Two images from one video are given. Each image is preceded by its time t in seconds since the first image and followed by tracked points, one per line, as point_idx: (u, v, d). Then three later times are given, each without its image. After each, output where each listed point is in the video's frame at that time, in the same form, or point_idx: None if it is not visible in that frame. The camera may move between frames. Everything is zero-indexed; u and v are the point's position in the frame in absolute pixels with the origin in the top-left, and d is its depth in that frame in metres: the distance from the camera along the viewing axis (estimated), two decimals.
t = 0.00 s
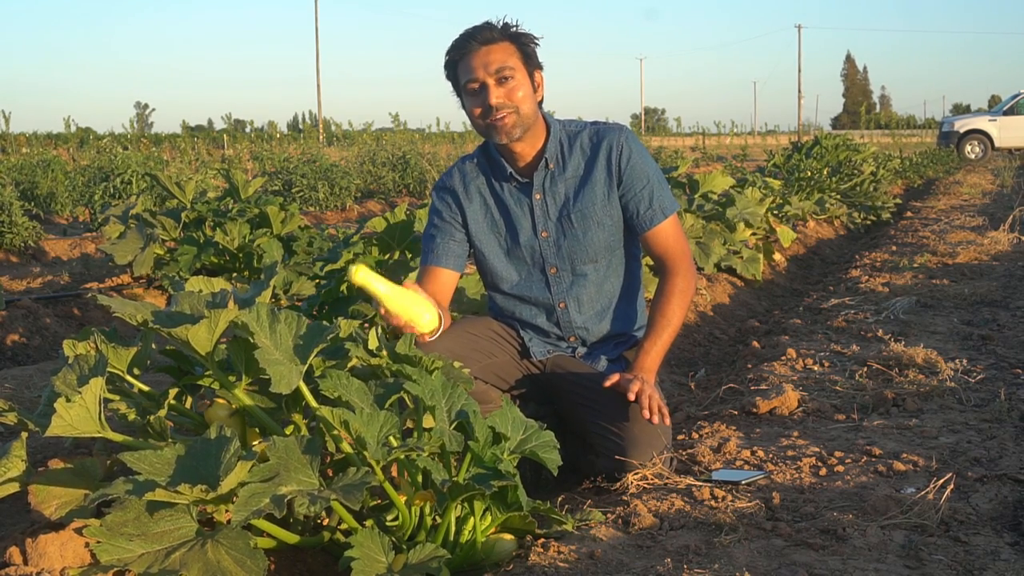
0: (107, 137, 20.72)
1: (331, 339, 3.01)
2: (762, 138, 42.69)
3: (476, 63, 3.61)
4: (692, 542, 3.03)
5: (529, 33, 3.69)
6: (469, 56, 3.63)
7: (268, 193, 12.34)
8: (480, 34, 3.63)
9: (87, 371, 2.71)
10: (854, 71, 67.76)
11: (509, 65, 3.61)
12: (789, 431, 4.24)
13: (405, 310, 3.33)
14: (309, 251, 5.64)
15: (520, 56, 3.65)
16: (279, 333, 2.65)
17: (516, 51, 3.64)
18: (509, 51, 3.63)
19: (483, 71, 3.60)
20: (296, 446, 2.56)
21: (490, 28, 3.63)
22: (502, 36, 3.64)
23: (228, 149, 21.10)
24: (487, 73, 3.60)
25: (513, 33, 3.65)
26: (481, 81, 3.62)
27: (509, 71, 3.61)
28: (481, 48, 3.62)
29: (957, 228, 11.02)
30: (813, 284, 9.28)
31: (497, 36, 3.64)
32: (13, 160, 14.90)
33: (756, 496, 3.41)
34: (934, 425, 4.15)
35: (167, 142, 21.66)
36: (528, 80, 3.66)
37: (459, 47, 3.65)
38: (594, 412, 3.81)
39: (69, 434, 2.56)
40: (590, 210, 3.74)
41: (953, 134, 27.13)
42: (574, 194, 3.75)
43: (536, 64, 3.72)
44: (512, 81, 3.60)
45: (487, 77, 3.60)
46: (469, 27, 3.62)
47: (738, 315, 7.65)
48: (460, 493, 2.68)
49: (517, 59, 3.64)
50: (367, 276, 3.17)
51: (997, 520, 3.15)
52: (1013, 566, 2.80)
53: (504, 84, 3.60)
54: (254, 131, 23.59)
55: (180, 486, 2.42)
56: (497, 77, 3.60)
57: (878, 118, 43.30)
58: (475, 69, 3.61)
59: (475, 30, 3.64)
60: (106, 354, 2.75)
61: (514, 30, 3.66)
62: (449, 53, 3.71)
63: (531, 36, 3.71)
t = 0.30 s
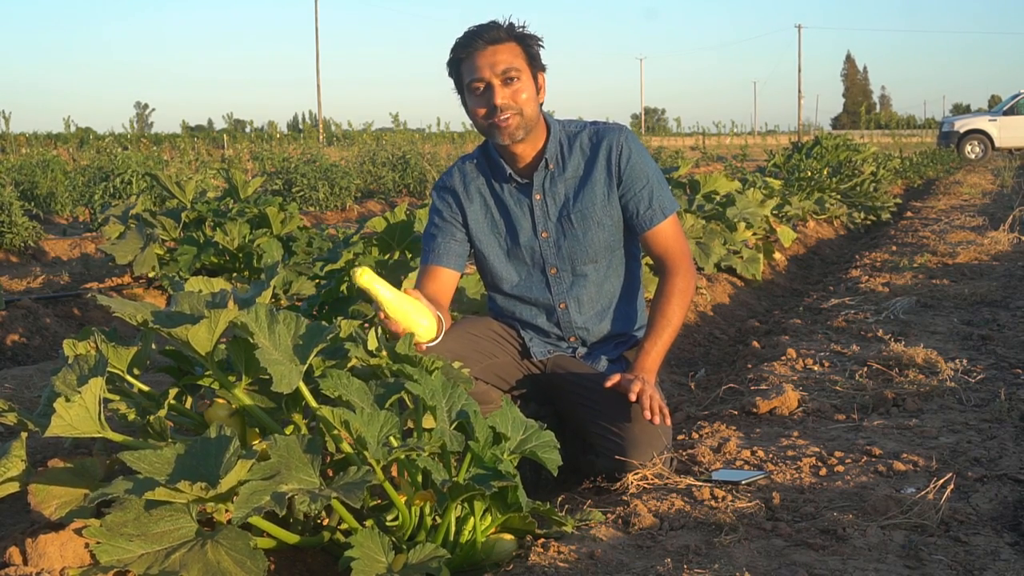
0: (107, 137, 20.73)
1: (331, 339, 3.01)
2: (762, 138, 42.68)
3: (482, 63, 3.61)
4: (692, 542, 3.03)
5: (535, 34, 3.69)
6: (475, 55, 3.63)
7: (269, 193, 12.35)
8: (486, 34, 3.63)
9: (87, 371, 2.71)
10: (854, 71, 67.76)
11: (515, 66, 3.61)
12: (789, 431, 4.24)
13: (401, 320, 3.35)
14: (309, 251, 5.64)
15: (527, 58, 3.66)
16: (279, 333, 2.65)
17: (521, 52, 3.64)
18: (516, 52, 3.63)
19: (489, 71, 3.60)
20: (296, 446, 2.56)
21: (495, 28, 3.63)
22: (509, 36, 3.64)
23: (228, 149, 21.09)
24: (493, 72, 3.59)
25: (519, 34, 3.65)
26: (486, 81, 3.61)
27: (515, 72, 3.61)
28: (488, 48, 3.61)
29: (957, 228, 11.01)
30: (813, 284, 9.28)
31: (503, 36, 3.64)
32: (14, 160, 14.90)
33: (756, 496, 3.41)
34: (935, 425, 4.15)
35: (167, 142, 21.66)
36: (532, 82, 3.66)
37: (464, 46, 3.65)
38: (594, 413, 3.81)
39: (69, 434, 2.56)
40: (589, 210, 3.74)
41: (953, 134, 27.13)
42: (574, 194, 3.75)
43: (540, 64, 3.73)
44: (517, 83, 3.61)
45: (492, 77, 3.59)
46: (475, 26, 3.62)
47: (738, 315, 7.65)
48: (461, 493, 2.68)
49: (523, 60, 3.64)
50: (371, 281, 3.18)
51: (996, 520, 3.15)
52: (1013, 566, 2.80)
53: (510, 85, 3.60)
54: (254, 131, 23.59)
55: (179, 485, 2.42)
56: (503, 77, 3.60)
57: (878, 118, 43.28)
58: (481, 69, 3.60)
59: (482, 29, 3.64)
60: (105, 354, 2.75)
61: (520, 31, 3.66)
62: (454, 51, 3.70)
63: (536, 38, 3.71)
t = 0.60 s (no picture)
0: (107, 137, 20.73)
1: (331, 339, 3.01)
2: (762, 138, 42.68)
3: (485, 63, 3.60)
4: (692, 542, 3.03)
5: (535, 34, 3.69)
6: (477, 55, 3.62)
7: (268, 193, 12.36)
8: (488, 34, 3.62)
9: (88, 371, 2.70)
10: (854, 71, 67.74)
11: (517, 66, 3.61)
12: (789, 431, 4.24)
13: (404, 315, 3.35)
14: (309, 251, 5.64)
15: (529, 58, 3.66)
16: (279, 333, 2.65)
17: (523, 52, 3.65)
18: (518, 53, 3.63)
19: (491, 71, 3.59)
20: (296, 446, 2.56)
21: (497, 27, 3.62)
22: (511, 36, 3.64)
23: (227, 149, 21.08)
24: (496, 72, 3.59)
25: (521, 34, 3.65)
26: (489, 81, 3.61)
27: (517, 72, 3.61)
28: (490, 47, 3.61)
29: (957, 228, 11.01)
30: (813, 284, 9.27)
31: (505, 36, 3.63)
32: (14, 160, 14.91)
33: (756, 496, 3.41)
34: (935, 425, 4.15)
35: (167, 142, 21.67)
36: (534, 82, 3.66)
37: (466, 46, 3.64)
38: (594, 413, 3.81)
39: (69, 433, 2.56)
40: (590, 211, 3.74)
41: (953, 134, 27.12)
42: (574, 195, 3.75)
43: (541, 64, 3.73)
44: (519, 83, 3.61)
45: (495, 77, 3.59)
46: (477, 26, 3.62)
47: (738, 315, 7.65)
48: (461, 493, 2.68)
49: (525, 60, 3.64)
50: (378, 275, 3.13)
51: (996, 520, 3.15)
52: (1013, 566, 2.80)
53: (512, 84, 3.60)
54: (254, 131, 23.59)
55: (181, 484, 2.42)
56: (505, 77, 3.60)
57: (878, 118, 43.26)
58: (484, 68, 3.60)
59: (484, 29, 3.64)
60: (105, 354, 2.75)
61: (521, 31, 3.66)
62: (455, 51, 3.69)
63: (537, 38, 3.71)
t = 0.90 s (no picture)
0: (107, 137, 20.73)
1: (331, 339, 3.01)
2: (762, 138, 42.68)
3: (485, 63, 3.60)
4: (692, 542, 3.03)
5: (535, 34, 3.69)
6: (477, 55, 3.62)
7: (269, 193, 12.36)
8: (488, 33, 3.62)
9: (87, 371, 2.70)
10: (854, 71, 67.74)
11: (517, 65, 3.61)
12: (789, 431, 4.24)
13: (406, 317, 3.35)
14: (309, 251, 5.64)
15: (528, 57, 3.66)
16: (278, 333, 2.65)
17: (523, 52, 3.64)
18: (518, 52, 3.63)
19: (491, 71, 3.59)
20: (296, 446, 2.56)
21: (498, 27, 3.62)
22: (511, 35, 3.64)
23: (227, 149, 21.08)
24: (496, 73, 3.59)
25: (521, 34, 3.65)
26: (489, 81, 3.61)
27: (518, 72, 3.61)
28: (490, 47, 3.61)
29: (957, 228, 11.01)
30: (813, 284, 9.28)
31: (505, 36, 3.63)
32: (14, 160, 14.91)
33: (756, 496, 3.41)
34: (934, 425, 4.15)
35: (167, 142, 21.67)
36: (534, 82, 3.66)
37: (466, 46, 3.64)
38: (594, 412, 3.81)
39: (69, 434, 2.56)
40: (590, 210, 3.74)
41: (953, 134, 27.11)
42: (575, 195, 3.75)
43: (541, 65, 3.73)
44: (519, 83, 3.61)
45: (495, 77, 3.59)
46: (477, 26, 3.61)
47: (738, 315, 7.65)
48: (460, 493, 2.68)
49: (525, 60, 3.64)
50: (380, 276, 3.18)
51: (997, 520, 3.15)
52: (1013, 566, 2.80)
53: (513, 84, 3.60)
54: (254, 132, 23.59)
55: (180, 485, 2.42)
56: (505, 77, 3.59)
57: (878, 118, 43.26)
58: (484, 68, 3.60)
59: (484, 28, 3.63)
60: (105, 354, 2.75)
61: (521, 30, 3.66)
62: (456, 51, 3.69)
63: (538, 37, 3.71)
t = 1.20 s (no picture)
0: (108, 137, 20.74)
1: (331, 339, 3.00)
2: (762, 138, 42.67)
3: (484, 63, 3.60)
4: (692, 542, 3.03)
5: (535, 34, 3.69)
6: (477, 55, 3.62)
7: (269, 193, 12.37)
8: (489, 33, 3.62)
9: (87, 371, 2.70)
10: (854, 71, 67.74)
11: (517, 65, 3.61)
12: (789, 431, 4.24)
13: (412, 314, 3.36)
14: (309, 251, 5.64)
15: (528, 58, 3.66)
16: (278, 333, 2.65)
17: (523, 52, 3.64)
18: (517, 52, 3.63)
19: (491, 71, 3.59)
20: (296, 446, 2.56)
21: (498, 28, 3.62)
22: (510, 35, 3.64)
23: (227, 149, 21.07)
24: (495, 73, 3.59)
25: (521, 34, 3.65)
26: (488, 81, 3.61)
27: (517, 72, 3.61)
28: (490, 47, 3.61)
29: (957, 228, 11.01)
30: (813, 284, 9.28)
31: (505, 36, 3.63)
32: (14, 160, 14.92)
33: (756, 496, 3.41)
34: (934, 425, 4.15)
35: (167, 142, 21.68)
36: (534, 82, 3.66)
37: (466, 46, 3.64)
38: (594, 412, 3.81)
39: (69, 434, 2.56)
40: (590, 211, 3.74)
41: (953, 134, 27.11)
42: (575, 195, 3.75)
43: (542, 65, 3.73)
44: (518, 82, 3.60)
45: (495, 77, 3.59)
46: (478, 26, 3.61)
47: (738, 315, 7.65)
48: (460, 493, 2.68)
49: (525, 60, 3.64)
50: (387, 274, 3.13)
51: (996, 520, 3.15)
52: (1013, 566, 2.80)
53: (512, 84, 3.60)
54: (254, 131, 23.59)
55: (180, 485, 2.42)
56: (505, 77, 3.59)
57: (878, 118, 43.24)
58: (483, 68, 3.59)
59: (484, 29, 3.63)
60: (105, 354, 2.75)
61: (522, 31, 3.66)
62: (456, 51, 3.69)
63: (538, 38, 3.71)
